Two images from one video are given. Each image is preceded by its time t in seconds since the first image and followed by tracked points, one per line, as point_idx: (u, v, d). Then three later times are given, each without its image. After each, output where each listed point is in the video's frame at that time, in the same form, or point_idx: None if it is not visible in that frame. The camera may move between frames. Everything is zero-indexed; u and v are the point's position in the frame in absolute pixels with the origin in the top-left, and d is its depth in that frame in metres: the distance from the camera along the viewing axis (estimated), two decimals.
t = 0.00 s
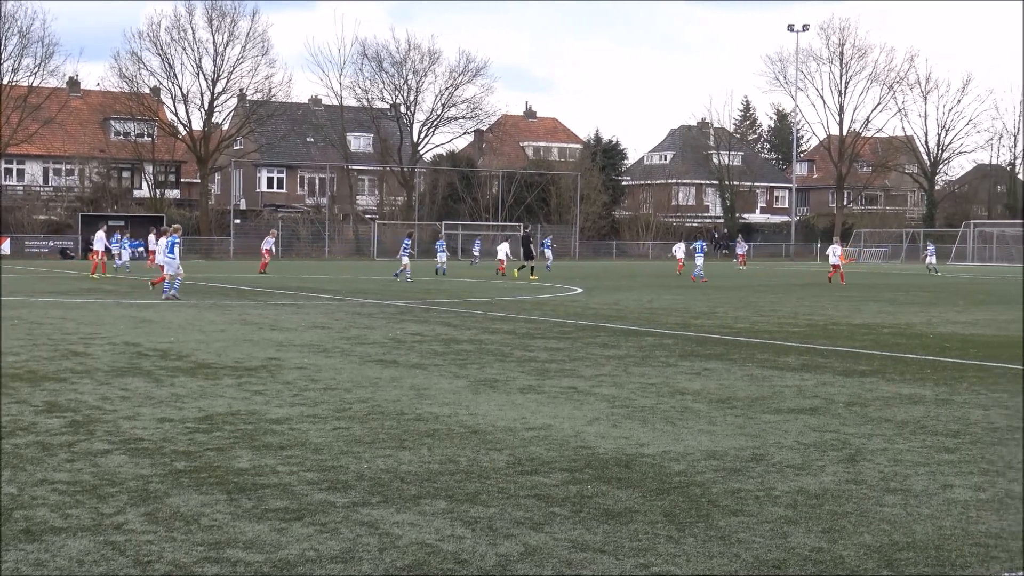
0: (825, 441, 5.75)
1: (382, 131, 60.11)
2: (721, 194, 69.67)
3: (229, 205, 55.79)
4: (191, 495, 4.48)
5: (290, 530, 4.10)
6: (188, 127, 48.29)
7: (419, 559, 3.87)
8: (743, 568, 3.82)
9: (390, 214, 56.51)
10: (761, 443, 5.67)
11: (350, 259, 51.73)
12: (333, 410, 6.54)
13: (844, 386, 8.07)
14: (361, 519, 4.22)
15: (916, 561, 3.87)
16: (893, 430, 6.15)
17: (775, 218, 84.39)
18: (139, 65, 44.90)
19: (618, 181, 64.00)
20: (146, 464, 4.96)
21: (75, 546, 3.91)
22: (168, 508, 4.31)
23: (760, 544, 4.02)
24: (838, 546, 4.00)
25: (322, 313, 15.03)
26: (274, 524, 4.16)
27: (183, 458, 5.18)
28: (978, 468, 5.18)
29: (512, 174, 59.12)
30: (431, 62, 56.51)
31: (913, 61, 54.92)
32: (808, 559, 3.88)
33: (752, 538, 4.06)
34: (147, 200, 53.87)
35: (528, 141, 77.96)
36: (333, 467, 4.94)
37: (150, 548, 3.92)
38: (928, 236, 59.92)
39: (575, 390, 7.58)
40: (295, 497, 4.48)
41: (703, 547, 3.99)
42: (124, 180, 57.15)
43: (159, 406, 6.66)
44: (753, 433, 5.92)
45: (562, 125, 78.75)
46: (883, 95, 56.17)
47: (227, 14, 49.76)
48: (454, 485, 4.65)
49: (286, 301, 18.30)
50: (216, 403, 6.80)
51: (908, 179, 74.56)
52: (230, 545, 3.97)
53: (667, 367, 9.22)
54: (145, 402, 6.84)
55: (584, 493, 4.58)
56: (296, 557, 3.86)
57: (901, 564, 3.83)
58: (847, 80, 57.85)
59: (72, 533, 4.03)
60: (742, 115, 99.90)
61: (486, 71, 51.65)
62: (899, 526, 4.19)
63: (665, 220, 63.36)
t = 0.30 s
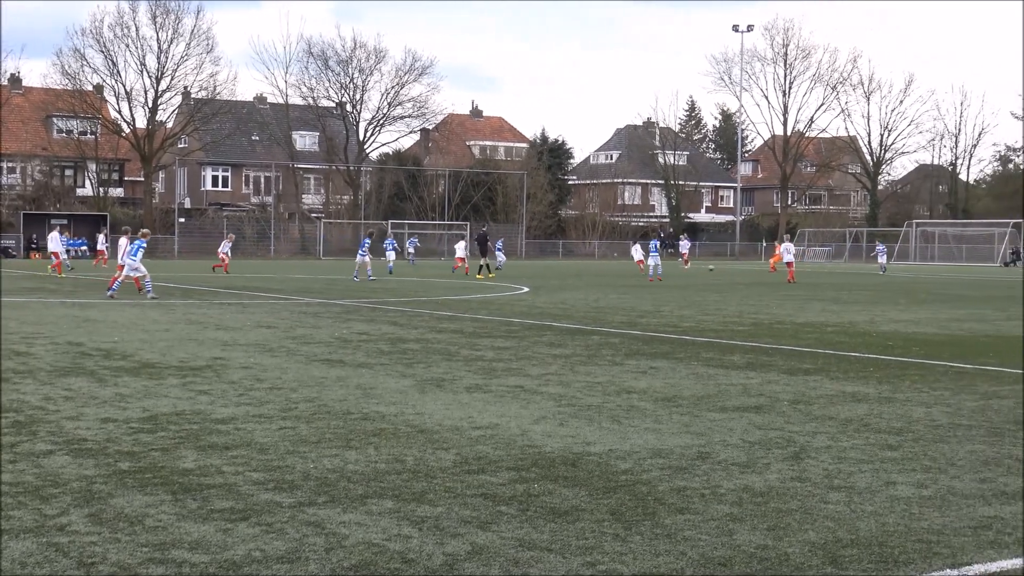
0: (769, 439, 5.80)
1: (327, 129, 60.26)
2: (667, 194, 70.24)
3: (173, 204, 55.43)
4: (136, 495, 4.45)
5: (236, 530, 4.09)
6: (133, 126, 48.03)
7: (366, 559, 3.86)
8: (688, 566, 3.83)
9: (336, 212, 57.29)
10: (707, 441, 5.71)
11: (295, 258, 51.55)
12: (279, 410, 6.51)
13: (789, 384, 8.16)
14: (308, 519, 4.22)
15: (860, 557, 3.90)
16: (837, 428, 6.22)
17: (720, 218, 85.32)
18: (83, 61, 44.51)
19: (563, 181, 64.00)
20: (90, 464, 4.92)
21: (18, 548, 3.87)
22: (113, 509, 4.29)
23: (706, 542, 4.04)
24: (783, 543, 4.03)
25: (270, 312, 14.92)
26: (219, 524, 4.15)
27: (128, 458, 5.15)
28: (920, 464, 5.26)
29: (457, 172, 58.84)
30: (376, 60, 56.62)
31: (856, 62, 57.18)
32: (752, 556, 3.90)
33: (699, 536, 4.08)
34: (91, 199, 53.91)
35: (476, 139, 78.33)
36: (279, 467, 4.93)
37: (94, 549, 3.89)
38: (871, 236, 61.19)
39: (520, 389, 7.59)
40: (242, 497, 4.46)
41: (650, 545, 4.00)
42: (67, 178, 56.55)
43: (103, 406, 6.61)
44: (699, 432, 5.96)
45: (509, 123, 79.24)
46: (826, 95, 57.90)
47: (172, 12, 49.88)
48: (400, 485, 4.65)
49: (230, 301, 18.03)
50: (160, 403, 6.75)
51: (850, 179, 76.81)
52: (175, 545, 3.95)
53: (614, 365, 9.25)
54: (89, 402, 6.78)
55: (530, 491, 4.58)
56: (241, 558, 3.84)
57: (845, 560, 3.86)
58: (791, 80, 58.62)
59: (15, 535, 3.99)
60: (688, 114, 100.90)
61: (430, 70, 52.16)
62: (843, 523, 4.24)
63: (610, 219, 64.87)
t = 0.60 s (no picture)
0: (742, 437, 5.82)
1: (298, 128, 60.33)
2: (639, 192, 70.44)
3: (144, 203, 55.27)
4: (107, 495, 4.44)
5: (208, 530, 4.08)
6: (104, 125, 47.88)
7: (339, 558, 3.85)
8: (662, 564, 3.83)
9: (307, 212, 56.66)
10: (679, 439, 5.72)
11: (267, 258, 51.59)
12: (252, 409, 6.50)
13: (760, 383, 8.18)
14: (280, 518, 4.21)
15: (833, 554, 3.91)
16: (808, 426, 6.25)
17: (693, 217, 85.84)
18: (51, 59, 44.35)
19: (536, 179, 64.87)
20: (61, 465, 4.89)
21: None
22: (83, 509, 4.27)
23: (679, 540, 4.04)
24: (755, 540, 4.04)
25: (242, 311, 14.88)
26: (192, 525, 4.14)
27: (99, 459, 5.13)
28: (891, 462, 5.30)
29: (429, 171, 59.11)
30: (347, 58, 56.58)
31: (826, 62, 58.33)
32: (725, 553, 3.92)
33: (672, 534, 4.09)
34: (61, 198, 53.71)
35: (447, 139, 78.33)
36: (252, 466, 4.92)
37: (66, 549, 3.88)
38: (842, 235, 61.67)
39: (492, 388, 7.60)
40: (214, 496, 4.46)
41: (623, 544, 4.01)
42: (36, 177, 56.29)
43: (74, 406, 6.58)
44: (671, 430, 5.97)
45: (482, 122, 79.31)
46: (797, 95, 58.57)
47: (142, 10, 49.87)
48: (373, 484, 4.65)
49: (202, 301, 17.86)
50: (131, 403, 6.73)
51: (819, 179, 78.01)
52: (147, 546, 3.94)
53: (586, 364, 9.27)
54: (60, 402, 6.75)
55: (503, 490, 4.59)
56: (214, 558, 3.83)
57: (816, 557, 3.88)
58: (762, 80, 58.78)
59: None
60: (659, 114, 101.29)
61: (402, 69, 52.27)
62: (815, 520, 4.26)
63: (583, 219, 64.94)
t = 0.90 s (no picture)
0: (729, 435, 5.84)
1: (285, 127, 60.33)
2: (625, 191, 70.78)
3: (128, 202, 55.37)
4: (94, 496, 4.43)
5: (196, 530, 4.07)
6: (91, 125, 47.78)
7: (326, 558, 3.85)
8: (649, 562, 3.84)
9: (293, 211, 56.36)
10: (666, 438, 5.73)
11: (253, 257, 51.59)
12: (239, 409, 6.50)
13: (747, 381, 8.20)
14: (266, 518, 4.20)
15: (819, 552, 3.91)
16: (795, 424, 6.26)
17: (679, 216, 86.26)
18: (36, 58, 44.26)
19: (522, 177, 65.07)
20: (46, 465, 4.88)
21: None
22: (69, 509, 4.26)
23: (666, 539, 4.05)
24: (743, 539, 4.04)
25: (228, 310, 14.86)
26: (178, 524, 4.13)
27: (84, 459, 5.11)
28: (876, 460, 5.31)
29: (415, 171, 59.32)
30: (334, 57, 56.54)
31: (812, 60, 58.23)
32: (712, 551, 3.92)
33: (659, 533, 4.10)
34: (46, 197, 53.54)
35: (434, 137, 78.35)
36: (239, 466, 4.92)
37: (51, 549, 3.88)
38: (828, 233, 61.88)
39: (480, 386, 7.61)
40: (200, 496, 4.45)
41: (610, 542, 4.01)
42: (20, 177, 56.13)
43: (59, 406, 6.56)
44: (658, 429, 5.98)
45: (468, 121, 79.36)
46: (783, 94, 58.86)
47: (127, 9, 49.74)
48: (360, 483, 4.65)
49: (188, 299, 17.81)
50: (118, 403, 6.71)
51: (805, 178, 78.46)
52: (133, 546, 3.93)
53: (573, 363, 9.29)
54: (46, 402, 6.74)
55: (490, 489, 4.59)
56: (200, 558, 3.83)
57: (803, 555, 3.88)
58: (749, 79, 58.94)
59: None
60: (645, 113, 101.56)
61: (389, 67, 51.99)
62: (801, 519, 4.26)
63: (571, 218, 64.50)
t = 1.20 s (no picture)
0: (720, 434, 5.84)
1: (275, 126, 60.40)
2: (617, 190, 70.08)
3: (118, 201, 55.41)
4: (84, 495, 4.42)
5: (186, 529, 4.08)
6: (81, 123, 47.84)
7: (317, 557, 3.85)
8: (639, 561, 3.85)
9: (284, 211, 55.24)
10: (657, 437, 5.72)
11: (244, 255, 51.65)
12: (229, 407, 6.50)
13: (739, 379, 8.22)
14: (256, 517, 4.21)
15: (809, 551, 3.92)
16: (786, 423, 6.27)
17: (669, 214, 86.55)
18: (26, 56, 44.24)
19: (513, 177, 65.15)
20: (36, 464, 4.87)
21: None
22: (59, 508, 4.26)
23: (656, 537, 4.05)
24: (734, 538, 4.04)
25: (218, 309, 14.87)
26: (168, 524, 4.13)
27: (74, 458, 5.10)
28: (865, 459, 5.32)
29: (406, 171, 59.79)
30: (324, 56, 56.53)
31: (802, 59, 58.21)
32: (704, 551, 3.92)
33: (650, 531, 4.10)
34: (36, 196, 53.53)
35: (425, 136, 78.28)
36: (230, 464, 4.91)
37: (41, 548, 3.88)
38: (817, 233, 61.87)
39: (470, 385, 7.62)
40: (191, 496, 4.44)
41: (600, 541, 4.02)
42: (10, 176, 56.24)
43: (50, 405, 6.54)
44: (649, 428, 5.98)
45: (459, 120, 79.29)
46: (773, 93, 58.97)
47: (117, 7, 49.74)
48: (351, 482, 4.65)
49: (177, 298, 17.77)
50: (108, 402, 6.70)
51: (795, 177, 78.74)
52: (123, 545, 3.93)
53: (564, 361, 9.30)
54: (35, 401, 6.72)
55: (481, 487, 4.60)
56: (191, 557, 3.83)
57: (795, 554, 3.88)
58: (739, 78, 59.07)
59: None
60: (636, 112, 101.68)
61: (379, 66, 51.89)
62: (792, 518, 4.26)
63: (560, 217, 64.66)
